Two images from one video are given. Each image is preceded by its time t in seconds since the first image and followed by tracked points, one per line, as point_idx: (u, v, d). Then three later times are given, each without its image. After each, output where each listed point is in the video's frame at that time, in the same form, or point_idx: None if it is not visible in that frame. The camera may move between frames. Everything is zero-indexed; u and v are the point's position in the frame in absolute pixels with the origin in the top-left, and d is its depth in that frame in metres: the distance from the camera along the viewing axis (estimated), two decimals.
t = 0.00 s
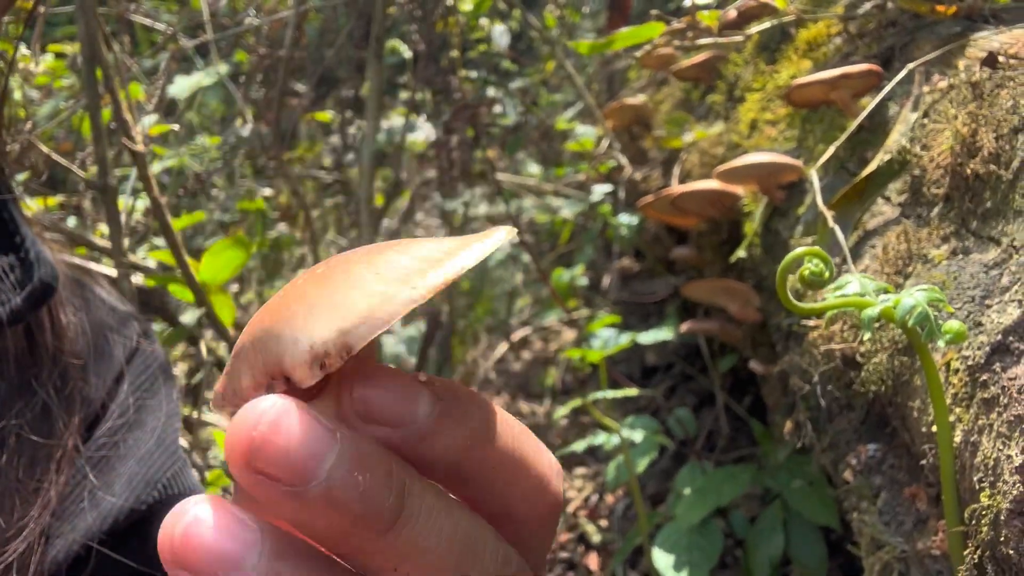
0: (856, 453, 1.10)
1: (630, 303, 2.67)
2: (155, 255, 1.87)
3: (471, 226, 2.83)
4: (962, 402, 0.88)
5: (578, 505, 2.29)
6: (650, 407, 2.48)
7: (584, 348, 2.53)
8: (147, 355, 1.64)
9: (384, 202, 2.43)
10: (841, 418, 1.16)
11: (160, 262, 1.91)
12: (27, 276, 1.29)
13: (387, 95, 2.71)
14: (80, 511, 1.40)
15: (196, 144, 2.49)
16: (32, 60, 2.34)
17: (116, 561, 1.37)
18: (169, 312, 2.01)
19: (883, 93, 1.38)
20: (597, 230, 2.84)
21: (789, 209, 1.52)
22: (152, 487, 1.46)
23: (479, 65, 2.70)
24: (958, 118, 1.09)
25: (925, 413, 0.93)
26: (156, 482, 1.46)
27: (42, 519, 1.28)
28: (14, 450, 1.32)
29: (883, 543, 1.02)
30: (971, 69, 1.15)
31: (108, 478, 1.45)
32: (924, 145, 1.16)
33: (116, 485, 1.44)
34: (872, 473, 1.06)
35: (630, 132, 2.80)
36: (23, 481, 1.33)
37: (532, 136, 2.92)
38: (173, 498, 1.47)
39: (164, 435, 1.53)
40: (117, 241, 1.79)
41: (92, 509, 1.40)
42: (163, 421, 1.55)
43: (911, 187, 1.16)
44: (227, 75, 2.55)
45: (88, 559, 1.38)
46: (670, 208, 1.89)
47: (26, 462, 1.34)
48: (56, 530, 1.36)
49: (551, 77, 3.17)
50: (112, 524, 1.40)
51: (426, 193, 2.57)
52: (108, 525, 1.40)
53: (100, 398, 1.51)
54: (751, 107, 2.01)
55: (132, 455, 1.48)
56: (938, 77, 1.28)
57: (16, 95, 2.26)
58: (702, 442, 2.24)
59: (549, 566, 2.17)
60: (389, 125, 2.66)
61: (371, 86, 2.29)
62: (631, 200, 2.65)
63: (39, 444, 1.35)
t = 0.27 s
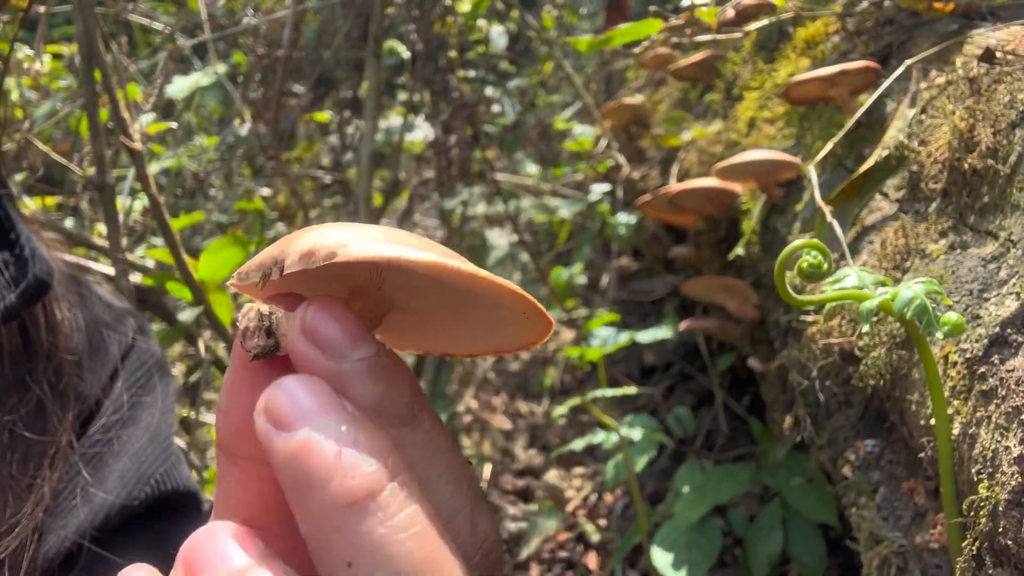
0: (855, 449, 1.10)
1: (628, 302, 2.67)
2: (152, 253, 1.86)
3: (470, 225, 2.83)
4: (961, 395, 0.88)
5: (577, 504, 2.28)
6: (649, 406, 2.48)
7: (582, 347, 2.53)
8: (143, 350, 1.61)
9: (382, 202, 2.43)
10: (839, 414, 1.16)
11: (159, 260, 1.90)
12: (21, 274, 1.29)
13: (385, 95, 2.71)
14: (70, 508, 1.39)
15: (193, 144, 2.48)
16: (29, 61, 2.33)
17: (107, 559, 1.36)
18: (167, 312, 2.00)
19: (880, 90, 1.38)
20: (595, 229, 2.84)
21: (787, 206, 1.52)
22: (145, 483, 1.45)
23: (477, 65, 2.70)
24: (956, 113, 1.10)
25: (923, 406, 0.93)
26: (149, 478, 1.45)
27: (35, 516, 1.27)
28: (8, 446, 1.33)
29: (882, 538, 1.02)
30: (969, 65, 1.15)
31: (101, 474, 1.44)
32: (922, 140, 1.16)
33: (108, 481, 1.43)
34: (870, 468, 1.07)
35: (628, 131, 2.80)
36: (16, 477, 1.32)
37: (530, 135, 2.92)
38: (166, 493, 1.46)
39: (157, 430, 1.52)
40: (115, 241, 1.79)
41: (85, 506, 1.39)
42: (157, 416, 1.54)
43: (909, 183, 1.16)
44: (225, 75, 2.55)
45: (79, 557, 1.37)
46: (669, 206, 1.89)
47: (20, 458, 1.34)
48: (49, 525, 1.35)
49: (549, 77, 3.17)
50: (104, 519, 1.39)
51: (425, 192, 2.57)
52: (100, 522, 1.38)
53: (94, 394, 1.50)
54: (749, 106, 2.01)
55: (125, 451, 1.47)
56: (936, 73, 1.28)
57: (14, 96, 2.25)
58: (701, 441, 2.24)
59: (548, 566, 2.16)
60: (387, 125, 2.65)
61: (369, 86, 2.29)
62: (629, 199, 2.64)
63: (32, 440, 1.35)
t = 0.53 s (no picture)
0: (853, 442, 1.11)
1: (628, 300, 2.68)
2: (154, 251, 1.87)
3: (469, 225, 2.84)
4: (957, 385, 0.90)
5: (577, 502, 2.29)
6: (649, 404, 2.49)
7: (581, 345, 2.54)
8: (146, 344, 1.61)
9: (382, 201, 2.44)
10: (837, 408, 1.17)
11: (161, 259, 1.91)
12: (26, 266, 1.31)
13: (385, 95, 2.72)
14: (73, 496, 1.43)
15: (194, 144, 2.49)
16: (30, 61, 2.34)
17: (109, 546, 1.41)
18: (168, 310, 2.01)
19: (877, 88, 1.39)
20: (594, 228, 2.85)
21: (786, 204, 1.53)
22: (146, 473, 1.47)
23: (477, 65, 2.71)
24: (952, 110, 1.11)
25: (920, 397, 0.94)
26: (150, 468, 1.47)
27: (40, 505, 1.29)
28: (13, 437, 1.35)
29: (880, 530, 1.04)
30: (965, 63, 1.16)
31: (103, 464, 1.47)
32: (919, 137, 1.18)
33: (109, 470, 1.46)
34: (868, 461, 1.08)
35: (627, 131, 2.82)
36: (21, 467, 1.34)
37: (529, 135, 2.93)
38: (168, 484, 1.48)
39: (159, 422, 1.53)
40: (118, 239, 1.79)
41: (86, 494, 1.42)
42: (158, 410, 1.55)
43: (906, 179, 1.18)
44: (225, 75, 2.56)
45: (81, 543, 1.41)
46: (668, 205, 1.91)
47: (26, 448, 1.35)
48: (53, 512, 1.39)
49: (548, 77, 3.18)
50: (105, 508, 1.43)
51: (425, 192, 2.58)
52: (101, 510, 1.42)
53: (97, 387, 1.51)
54: (747, 105, 2.03)
55: (127, 443, 1.49)
56: (932, 72, 1.30)
57: (15, 96, 2.26)
58: (700, 438, 2.25)
59: (548, 564, 2.16)
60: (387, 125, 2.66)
61: (369, 85, 2.30)
62: (628, 198, 2.66)
63: (38, 431, 1.37)
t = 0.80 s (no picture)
0: (853, 449, 1.11)
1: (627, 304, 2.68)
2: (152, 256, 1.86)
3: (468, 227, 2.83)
4: (958, 396, 0.89)
5: (576, 505, 2.28)
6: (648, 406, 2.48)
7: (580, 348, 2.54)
8: (142, 340, 1.60)
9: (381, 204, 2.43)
10: (838, 415, 1.17)
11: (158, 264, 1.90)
12: (22, 266, 1.31)
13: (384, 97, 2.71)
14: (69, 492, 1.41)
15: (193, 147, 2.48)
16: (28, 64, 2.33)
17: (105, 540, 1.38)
18: (167, 314, 2.00)
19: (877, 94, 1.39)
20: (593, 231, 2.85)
21: (785, 210, 1.53)
22: (137, 465, 1.45)
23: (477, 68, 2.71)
24: (952, 118, 1.11)
25: (921, 407, 0.94)
26: (141, 460, 1.45)
27: (42, 500, 1.27)
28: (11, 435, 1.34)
29: (880, 537, 1.03)
30: (964, 70, 1.16)
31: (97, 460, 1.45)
32: (919, 144, 1.18)
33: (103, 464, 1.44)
34: (869, 468, 1.08)
35: (626, 134, 2.82)
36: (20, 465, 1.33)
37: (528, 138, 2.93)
38: (158, 475, 1.46)
39: (151, 415, 1.52)
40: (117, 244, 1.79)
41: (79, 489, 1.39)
42: (152, 404, 1.54)
43: (906, 186, 1.18)
44: (224, 78, 2.55)
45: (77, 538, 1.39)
46: (667, 209, 1.90)
47: (24, 447, 1.35)
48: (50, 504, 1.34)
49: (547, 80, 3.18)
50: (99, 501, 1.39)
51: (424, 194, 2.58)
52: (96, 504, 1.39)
53: (93, 384, 1.50)
54: (747, 109, 2.03)
55: (120, 437, 1.48)
56: (932, 78, 1.30)
57: (13, 98, 2.25)
58: (699, 441, 2.25)
59: (547, 567, 2.13)
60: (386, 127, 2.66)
61: (368, 88, 2.30)
62: (628, 201, 2.66)
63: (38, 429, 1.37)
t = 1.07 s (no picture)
0: (851, 449, 1.13)
1: (627, 304, 2.69)
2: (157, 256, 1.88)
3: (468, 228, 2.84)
4: (953, 397, 0.91)
5: (576, 504, 2.28)
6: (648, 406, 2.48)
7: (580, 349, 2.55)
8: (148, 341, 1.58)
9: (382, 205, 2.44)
10: (835, 415, 1.19)
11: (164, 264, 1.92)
12: (30, 266, 1.33)
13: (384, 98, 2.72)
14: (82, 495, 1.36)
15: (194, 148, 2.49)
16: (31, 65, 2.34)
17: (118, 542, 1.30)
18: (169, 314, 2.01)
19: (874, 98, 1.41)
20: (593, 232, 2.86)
21: (783, 211, 1.54)
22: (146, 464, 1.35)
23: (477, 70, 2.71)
24: (948, 123, 1.12)
25: (916, 408, 0.96)
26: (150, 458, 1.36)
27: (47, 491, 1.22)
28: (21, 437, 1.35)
29: (878, 535, 1.05)
30: (960, 74, 1.18)
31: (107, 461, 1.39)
32: (915, 148, 1.19)
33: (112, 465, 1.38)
34: (866, 468, 1.09)
35: (626, 135, 2.83)
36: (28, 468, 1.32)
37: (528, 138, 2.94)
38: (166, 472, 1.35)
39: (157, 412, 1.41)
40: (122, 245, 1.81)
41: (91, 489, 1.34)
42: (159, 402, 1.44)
43: (903, 189, 1.19)
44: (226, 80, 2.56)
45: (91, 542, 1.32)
46: (667, 210, 1.92)
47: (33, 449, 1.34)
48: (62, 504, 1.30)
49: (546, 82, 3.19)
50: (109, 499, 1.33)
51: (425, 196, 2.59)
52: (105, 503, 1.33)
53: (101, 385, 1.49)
54: (745, 112, 2.04)
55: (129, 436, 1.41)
56: (929, 82, 1.31)
57: (16, 99, 2.26)
58: (698, 441, 2.26)
59: (548, 566, 2.13)
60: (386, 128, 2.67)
61: (369, 89, 2.30)
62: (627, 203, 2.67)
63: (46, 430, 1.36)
